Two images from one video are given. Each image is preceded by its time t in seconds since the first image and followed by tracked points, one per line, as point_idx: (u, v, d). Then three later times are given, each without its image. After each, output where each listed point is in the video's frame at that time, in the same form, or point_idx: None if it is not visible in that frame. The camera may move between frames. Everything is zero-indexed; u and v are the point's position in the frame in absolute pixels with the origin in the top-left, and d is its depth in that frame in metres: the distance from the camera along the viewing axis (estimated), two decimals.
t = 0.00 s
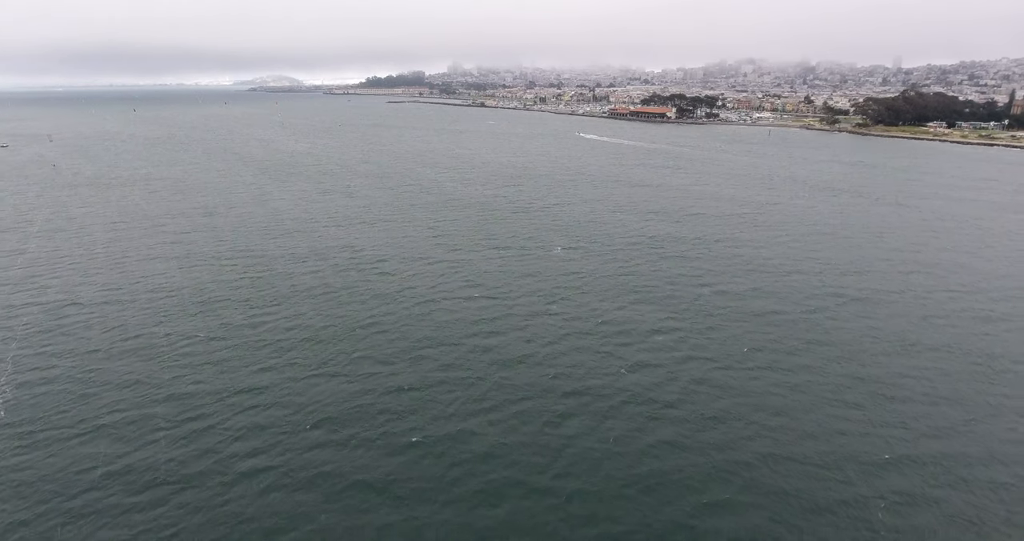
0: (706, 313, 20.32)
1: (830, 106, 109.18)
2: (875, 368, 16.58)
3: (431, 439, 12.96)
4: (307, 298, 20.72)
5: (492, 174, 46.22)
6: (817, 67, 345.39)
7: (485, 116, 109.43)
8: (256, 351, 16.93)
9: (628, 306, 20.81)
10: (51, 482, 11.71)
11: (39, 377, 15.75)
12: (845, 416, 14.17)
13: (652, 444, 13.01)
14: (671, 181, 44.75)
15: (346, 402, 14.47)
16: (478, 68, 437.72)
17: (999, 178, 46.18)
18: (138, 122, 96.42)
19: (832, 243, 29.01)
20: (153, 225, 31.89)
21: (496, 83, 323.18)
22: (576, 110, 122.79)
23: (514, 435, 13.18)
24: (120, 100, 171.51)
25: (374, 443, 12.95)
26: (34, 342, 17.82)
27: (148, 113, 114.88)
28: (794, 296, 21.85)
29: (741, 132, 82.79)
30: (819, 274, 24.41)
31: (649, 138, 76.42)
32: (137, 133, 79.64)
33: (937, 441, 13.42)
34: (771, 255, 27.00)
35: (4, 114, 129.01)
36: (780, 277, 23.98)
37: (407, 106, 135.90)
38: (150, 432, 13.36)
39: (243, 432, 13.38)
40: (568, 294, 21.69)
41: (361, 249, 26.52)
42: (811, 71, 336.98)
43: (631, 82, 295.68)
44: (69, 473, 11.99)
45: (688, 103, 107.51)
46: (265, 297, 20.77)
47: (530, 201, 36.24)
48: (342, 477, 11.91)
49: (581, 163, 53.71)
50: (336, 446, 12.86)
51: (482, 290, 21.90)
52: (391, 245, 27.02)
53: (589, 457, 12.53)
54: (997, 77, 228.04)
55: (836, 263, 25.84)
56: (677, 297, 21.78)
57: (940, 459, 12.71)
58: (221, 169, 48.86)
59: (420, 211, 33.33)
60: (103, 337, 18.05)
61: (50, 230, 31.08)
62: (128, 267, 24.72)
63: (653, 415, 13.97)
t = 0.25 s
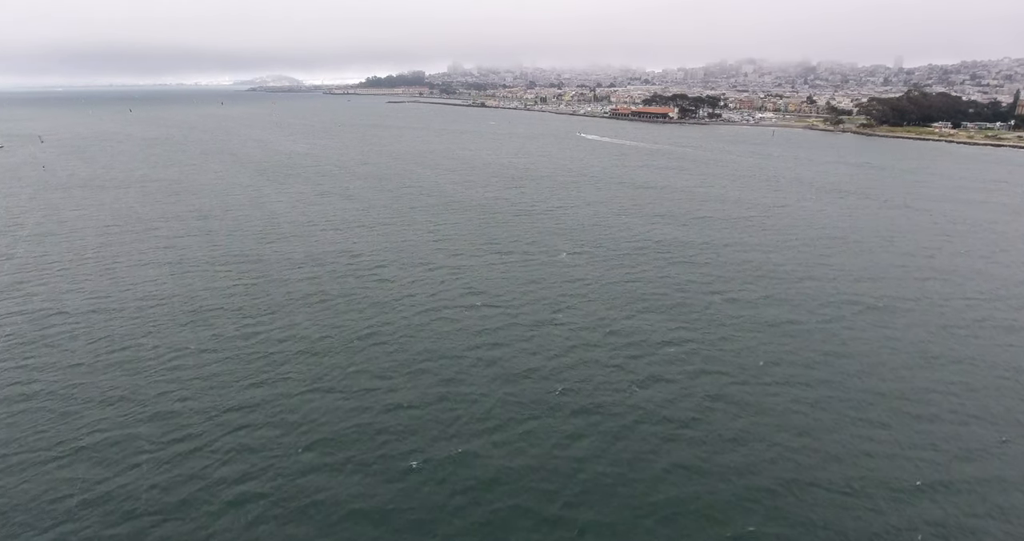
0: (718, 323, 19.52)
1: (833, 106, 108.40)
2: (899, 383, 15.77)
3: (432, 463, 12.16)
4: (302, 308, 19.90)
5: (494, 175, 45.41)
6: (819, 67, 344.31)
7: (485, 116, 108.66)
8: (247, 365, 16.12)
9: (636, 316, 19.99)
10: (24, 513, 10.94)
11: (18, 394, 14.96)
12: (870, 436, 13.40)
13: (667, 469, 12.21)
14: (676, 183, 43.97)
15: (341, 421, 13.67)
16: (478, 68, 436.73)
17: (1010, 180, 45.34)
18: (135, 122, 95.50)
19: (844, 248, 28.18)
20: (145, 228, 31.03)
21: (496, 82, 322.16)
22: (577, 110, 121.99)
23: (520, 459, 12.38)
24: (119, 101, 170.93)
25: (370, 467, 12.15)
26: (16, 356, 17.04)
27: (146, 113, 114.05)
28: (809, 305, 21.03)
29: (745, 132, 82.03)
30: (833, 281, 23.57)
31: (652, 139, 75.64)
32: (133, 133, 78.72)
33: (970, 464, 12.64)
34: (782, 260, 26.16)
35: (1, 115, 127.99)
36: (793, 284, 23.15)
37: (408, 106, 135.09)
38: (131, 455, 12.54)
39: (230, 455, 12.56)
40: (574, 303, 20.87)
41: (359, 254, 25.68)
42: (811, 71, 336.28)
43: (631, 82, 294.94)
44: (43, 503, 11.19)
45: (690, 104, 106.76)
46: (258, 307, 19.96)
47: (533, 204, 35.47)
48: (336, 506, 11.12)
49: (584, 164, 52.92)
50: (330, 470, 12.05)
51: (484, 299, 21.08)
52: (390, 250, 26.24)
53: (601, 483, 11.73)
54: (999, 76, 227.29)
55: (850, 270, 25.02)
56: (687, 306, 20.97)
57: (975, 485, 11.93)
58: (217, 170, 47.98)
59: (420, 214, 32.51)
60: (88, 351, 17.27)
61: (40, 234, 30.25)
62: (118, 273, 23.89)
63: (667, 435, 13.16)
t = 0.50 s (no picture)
0: (730, 333, 18.75)
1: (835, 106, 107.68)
2: (923, 399, 15.01)
3: (433, 490, 11.40)
4: (297, 317, 19.12)
5: (495, 177, 44.65)
6: (820, 67, 343.44)
7: (485, 116, 107.93)
8: (237, 380, 15.35)
9: (645, 325, 19.21)
10: None
11: None
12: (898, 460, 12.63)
13: (684, 496, 11.44)
14: (680, 184, 43.25)
15: (336, 442, 12.88)
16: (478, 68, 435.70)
17: (1019, 182, 44.60)
18: (133, 122, 94.66)
19: (857, 254, 27.39)
20: (139, 232, 30.25)
21: (497, 82, 321.14)
22: (578, 110, 121.31)
23: (527, 485, 11.63)
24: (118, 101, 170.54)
25: (367, 494, 11.37)
26: None
27: (143, 113, 113.30)
28: (824, 314, 20.25)
29: (747, 133, 81.27)
30: (848, 288, 22.78)
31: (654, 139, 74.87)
32: (130, 134, 77.88)
33: (1005, 489, 11.90)
34: (794, 266, 25.38)
35: None
36: (806, 292, 22.37)
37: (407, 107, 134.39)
38: (112, 480, 11.78)
39: (218, 480, 11.79)
40: (579, 311, 20.11)
41: (358, 260, 24.90)
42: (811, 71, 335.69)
43: (632, 82, 294.23)
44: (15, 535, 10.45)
45: (691, 104, 106.02)
46: (251, 316, 19.18)
47: (535, 206, 34.72)
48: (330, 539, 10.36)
49: (586, 166, 52.17)
50: (324, 498, 11.29)
51: (486, 307, 20.31)
52: (389, 255, 25.51)
53: (614, 513, 10.98)
54: (1000, 76, 226.62)
55: (864, 277, 24.23)
56: (697, 314, 20.18)
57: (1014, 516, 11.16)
58: (214, 171, 47.16)
59: (420, 217, 31.72)
60: (71, 365, 16.52)
61: (29, 238, 29.46)
62: (108, 280, 23.12)
63: (683, 457, 12.40)
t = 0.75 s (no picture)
0: (743, 344, 17.95)
1: (839, 107, 106.82)
2: (952, 418, 14.22)
3: (433, 521, 10.61)
4: (291, 327, 18.29)
5: (496, 178, 43.85)
6: (821, 67, 342.55)
7: (486, 117, 107.09)
8: (227, 396, 14.54)
9: (655, 335, 18.40)
10: None
11: None
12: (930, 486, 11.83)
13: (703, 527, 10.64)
14: (685, 186, 42.45)
15: (330, 467, 12.08)
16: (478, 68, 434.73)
17: None
18: (130, 123, 93.71)
19: (870, 260, 26.59)
20: (130, 236, 29.39)
21: (497, 81, 320.31)
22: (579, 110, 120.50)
23: (534, 516, 10.83)
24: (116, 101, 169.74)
25: (362, 527, 10.57)
26: None
27: (141, 113, 112.46)
28: (841, 324, 19.45)
29: (751, 133, 80.52)
30: (864, 297, 21.98)
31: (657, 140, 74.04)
32: (127, 134, 76.97)
33: None
34: (806, 273, 24.56)
35: None
36: (821, 300, 21.55)
37: (407, 107, 133.60)
38: (89, 510, 10.98)
39: (203, 510, 10.99)
40: (586, 320, 19.31)
41: (356, 266, 24.07)
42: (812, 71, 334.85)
43: (633, 82, 293.45)
44: None
45: (694, 104, 105.21)
46: (243, 326, 18.35)
47: (538, 209, 33.91)
48: None
49: (589, 167, 51.37)
50: (318, 530, 10.50)
51: (489, 317, 19.49)
52: (388, 261, 24.71)
53: None
54: (1003, 76, 225.74)
55: (880, 284, 23.43)
56: (709, 324, 19.37)
57: None
58: (210, 173, 46.29)
59: (420, 221, 30.90)
60: (53, 380, 15.71)
61: (18, 243, 28.66)
62: (96, 288, 22.27)
63: (701, 484, 11.59)
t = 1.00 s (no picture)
0: (759, 355, 17.19)
1: (843, 107, 106.06)
2: (983, 436, 13.49)
3: None
4: (285, 338, 17.50)
5: (499, 180, 43.12)
6: (822, 67, 341.84)
7: (487, 117, 106.36)
8: (216, 414, 13.76)
9: (666, 346, 17.57)
10: None
11: None
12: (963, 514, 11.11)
13: None
14: (691, 188, 41.72)
15: (324, 492, 11.34)
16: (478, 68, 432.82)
17: None
18: (127, 123, 92.94)
19: (885, 266, 25.81)
20: (123, 240, 28.61)
21: (497, 81, 319.71)
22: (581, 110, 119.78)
23: None
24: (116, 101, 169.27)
25: None
26: None
27: (140, 113, 111.77)
28: (860, 335, 18.71)
29: (755, 133, 79.80)
30: (882, 305, 21.22)
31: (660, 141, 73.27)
32: (125, 134, 76.22)
33: None
34: (820, 279, 23.80)
35: None
36: (836, 308, 20.82)
37: (408, 108, 132.94)
38: None
39: None
40: (593, 329, 18.57)
41: (354, 273, 23.29)
42: (813, 71, 334.07)
43: (634, 82, 292.73)
44: None
45: (696, 104, 104.45)
46: (236, 337, 17.57)
47: (541, 212, 33.19)
48: None
49: (592, 168, 50.66)
50: None
51: (493, 326, 18.71)
52: (388, 266, 23.99)
53: None
54: (1005, 76, 224.92)
55: (896, 291, 22.71)
56: (721, 334, 18.60)
57: None
58: (206, 175, 45.47)
59: (421, 224, 30.19)
60: (35, 394, 14.97)
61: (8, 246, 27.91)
62: (85, 294, 21.50)
63: (720, 513, 10.86)
